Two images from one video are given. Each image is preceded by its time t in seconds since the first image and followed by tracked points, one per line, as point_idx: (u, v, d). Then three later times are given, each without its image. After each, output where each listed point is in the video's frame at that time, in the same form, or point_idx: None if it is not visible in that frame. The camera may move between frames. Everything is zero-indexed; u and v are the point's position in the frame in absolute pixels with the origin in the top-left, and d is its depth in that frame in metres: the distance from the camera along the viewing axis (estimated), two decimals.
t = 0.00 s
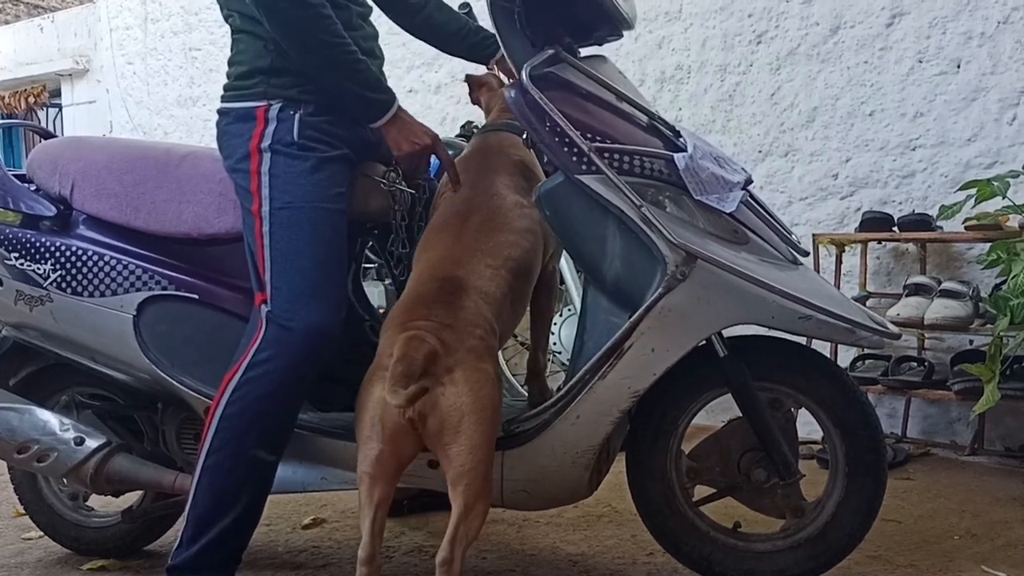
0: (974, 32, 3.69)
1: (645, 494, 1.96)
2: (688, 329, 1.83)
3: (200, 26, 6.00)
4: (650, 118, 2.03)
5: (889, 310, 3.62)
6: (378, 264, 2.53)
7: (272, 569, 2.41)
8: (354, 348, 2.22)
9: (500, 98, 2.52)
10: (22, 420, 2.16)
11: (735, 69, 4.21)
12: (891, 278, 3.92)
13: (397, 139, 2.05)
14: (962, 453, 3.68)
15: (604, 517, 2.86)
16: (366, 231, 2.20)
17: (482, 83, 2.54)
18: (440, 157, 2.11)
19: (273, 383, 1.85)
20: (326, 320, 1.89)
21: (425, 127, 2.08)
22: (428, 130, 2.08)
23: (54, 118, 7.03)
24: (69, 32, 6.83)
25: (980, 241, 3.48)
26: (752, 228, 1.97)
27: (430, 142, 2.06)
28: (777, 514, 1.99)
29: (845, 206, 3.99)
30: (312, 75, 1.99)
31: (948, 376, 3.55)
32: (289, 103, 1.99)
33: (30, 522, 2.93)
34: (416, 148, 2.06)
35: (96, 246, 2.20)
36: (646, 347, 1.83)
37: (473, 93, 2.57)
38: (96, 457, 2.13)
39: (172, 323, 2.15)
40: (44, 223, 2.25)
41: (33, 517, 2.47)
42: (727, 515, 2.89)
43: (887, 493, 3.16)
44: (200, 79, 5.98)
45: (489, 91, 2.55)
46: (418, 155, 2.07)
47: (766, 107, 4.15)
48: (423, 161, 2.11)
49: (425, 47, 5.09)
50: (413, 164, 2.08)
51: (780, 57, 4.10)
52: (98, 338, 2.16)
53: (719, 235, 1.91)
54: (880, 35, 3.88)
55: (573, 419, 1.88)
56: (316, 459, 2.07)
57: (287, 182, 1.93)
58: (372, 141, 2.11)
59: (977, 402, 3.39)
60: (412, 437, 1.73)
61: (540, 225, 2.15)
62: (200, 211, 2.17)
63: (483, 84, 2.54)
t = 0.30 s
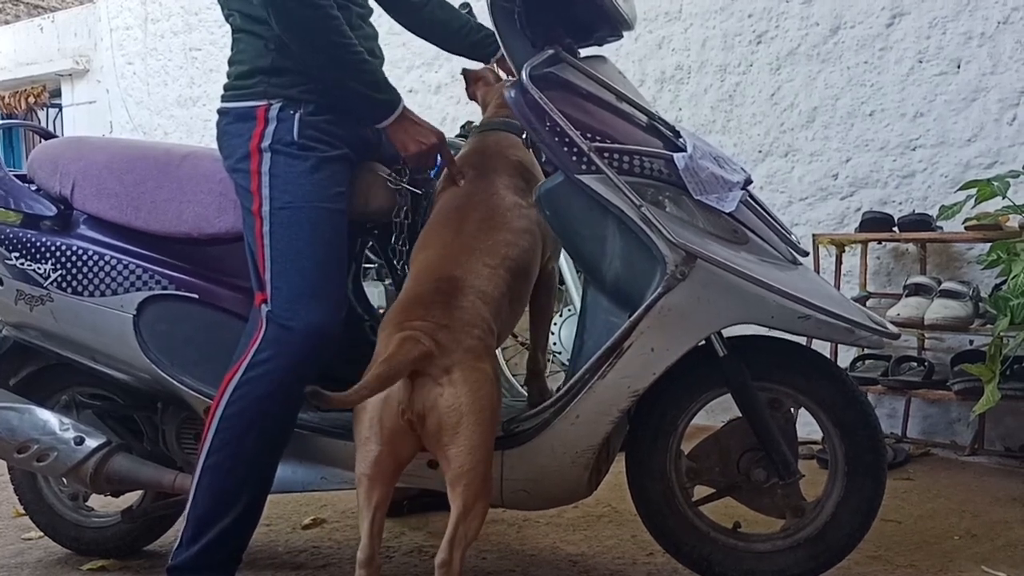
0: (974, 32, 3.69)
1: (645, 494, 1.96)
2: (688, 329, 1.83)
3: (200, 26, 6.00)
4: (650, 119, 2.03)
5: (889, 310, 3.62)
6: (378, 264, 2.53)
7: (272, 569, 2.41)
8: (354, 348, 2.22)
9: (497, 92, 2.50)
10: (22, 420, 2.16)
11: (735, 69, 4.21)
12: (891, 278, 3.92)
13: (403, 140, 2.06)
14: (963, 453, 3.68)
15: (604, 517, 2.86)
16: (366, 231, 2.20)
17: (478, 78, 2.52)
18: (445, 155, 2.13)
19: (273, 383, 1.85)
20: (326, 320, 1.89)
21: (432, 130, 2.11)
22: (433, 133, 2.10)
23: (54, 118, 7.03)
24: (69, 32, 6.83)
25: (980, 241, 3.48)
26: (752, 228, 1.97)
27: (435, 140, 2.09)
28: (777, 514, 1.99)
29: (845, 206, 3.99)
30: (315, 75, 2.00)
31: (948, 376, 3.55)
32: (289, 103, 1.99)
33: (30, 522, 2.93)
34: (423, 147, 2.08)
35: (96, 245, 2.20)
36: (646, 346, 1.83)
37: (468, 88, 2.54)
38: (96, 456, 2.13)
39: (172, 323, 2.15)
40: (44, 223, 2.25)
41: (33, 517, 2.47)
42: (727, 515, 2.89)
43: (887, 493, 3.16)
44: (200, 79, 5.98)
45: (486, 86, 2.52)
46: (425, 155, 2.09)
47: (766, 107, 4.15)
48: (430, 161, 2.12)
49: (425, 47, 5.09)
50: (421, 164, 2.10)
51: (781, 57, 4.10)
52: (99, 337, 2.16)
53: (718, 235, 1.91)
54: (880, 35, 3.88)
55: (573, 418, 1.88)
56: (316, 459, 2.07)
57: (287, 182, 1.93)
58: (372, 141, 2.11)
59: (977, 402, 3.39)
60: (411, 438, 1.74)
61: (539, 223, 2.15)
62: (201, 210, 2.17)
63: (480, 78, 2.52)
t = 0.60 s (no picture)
0: (974, 33, 3.70)
1: (645, 494, 1.96)
2: (688, 329, 1.83)
3: (200, 26, 6.00)
4: (650, 119, 2.03)
5: (889, 310, 3.62)
6: (379, 264, 2.53)
7: (272, 569, 2.41)
8: (354, 348, 2.22)
9: (499, 92, 2.49)
10: (22, 420, 2.16)
11: (735, 69, 4.21)
12: (891, 278, 3.92)
13: (403, 142, 2.05)
14: (963, 453, 3.68)
15: (604, 517, 2.86)
16: (366, 231, 2.20)
17: (480, 78, 2.52)
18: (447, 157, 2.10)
19: (274, 383, 1.85)
20: (326, 321, 1.89)
21: (434, 130, 2.09)
22: (434, 134, 2.07)
23: (54, 118, 7.02)
24: (69, 32, 6.83)
25: (980, 241, 3.48)
26: (752, 228, 1.97)
27: (437, 142, 2.07)
28: (777, 514, 1.99)
29: (845, 206, 3.99)
30: (318, 75, 2.00)
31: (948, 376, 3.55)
32: (289, 103, 1.99)
33: (30, 522, 2.93)
34: (424, 149, 2.06)
35: (97, 245, 2.20)
36: (646, 346, 1.83)
37: (470, 88, 2.54)
38: (96, 456, 2.13)
39: (173, 323, 2.15)
40: (44, 223, 2.25)
41: (33, 517, 2.47)
42: (727, 515, 2.89)
43: (887, 494, 3.16)
44: (200, 80, 5.98)
45: (489, 86, 2.52)
46: (427, 157, 2.07)
47: (767, 107, 4.15)
48: (433, 163, 2.10)
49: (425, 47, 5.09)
50: (423, 166, 2.08)
51: (781, 57, 4.10)
52: (99, 337, 2.16)
53: (718, 235, 1.91)
54: (880, 35, 3.88)
55: (573, 418, 1.88)
56: (316, 459, 2.07)
57: (288, 182, 1.93)
58: (373, 142, 2.11)
59: (977, 402, 3.39)
60: (417, 439, 1.73)
61: (542, 225, 2.16)
62: (201, 210, 2.17)
63: (482, 78, 2.52)
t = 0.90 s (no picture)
0: (974, 33, 3.70)
1: (645, 494, 1.96)
2: (688, 329, 1.83)
3: (200, 26, 6.00)
4: (650, 119, 2.03)
5: (889, 310, 3.62)
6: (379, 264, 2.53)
7: (272, 569, 2.42)
8: (354, 348, 2.22)
9: (496, 86, 2.49)
10: (22, 419, 2.16)
11: (735, 69, 4.21)
12: (891, 278, 3.92)
13: (398, 146, 2.05)
14: (963, 453, 3.68)
15: (605, 517, 2.86)
16: (366, 231, 2.20)
17: (476, 72, 2.51)
18: (443, 162, 2.10)
19: (275, 383, 1.85)
20: (327, 321, 1.89)
21: (431, 134, 2.09)
22: (432, 137, 2.08)
23: (54, 118, 7.02)
24: (69, 32, 6.83)
25: (980, 241, 3.48)
26: (752, 227, 1.98)
27: (432, 146, 2.07)
28: (777, 514, 1.99)
29: (845, 206, 4.00)
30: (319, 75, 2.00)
31: (948, 377, 3.55)
32: (290, 103, 1.99)
33: (30, 522, 2.93)
34: (419, 153, 2.06)
35: (98, 245, 2.20)
36: (647, 346, 1.83)
37: (467, 84, 2.54)
38: (97, 456, 2.13)
39: (174, 322, 2.15)
40: (45, 223, 2.25)
41: (33, 517, 2.47)
42: (727, 515, 2.89)
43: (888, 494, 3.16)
44: (200, 80, 5.98)
45: (485, 81, 2.51)
46: (421, 161, 2.07)
47: (767, 107, 4.15)
48: (428, 169, 2.10)
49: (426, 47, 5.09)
50: (417, 170, 2.08)
51: (781, 57, 4.10)
52: (101, 337, 2.16)
53: (719, 234, 1.91)
54: (880, 35, 3.89)
55: (573, 418, 1.88)
56: (317, 459, 2.07)
57: (289, 182, 1.93)
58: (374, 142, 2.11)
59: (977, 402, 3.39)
60: (417, 440, 1.73)
61: (540, 224, 2.16)
62: (202, 210, 2.17)
63: (479, 73, 2.51)
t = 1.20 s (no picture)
0: (974, 33, 3.70)
1: (645, 494, 1.96)
2: (688, 330, 1.83)
3: (200, 26, 6.00)
4: (650, 119, 2.03)
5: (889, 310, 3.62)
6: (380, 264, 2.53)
7: (272, 569, 2.42)
8: (354, 348, 2.22)
9: (493, 84, 2.47)
10: (22, 420, 2.16)
11: (735, 69, 4.21)
12: (891, 278, 3.92)
13: (410, 141, 2.06)
14: (963, 453, 3.68)
15: (605, 518, 2.86)
16: (366, 231, 2.20)
17: (472, 72, 2.49)
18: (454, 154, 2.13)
19: (274, 384, 1.85)
20: (326, 322, 1.89)
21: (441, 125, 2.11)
22: (442, 129, 2.10)
23: (54, 118, 7.02)
24: (69, 33, 6.83)
25: (980, 241, 3.48)
26: (752, 228, 1.97)
27: (443, 139, 2.09)
28: (777, 514, 1.99)
29: (845, 206, 3.99)
30: (317, 75, 2.00)
31: (949, 377, 3.55)
32: (289, 103, 1.99)
33: (30, 522, 2.93)
34: (431, 147, 2.08)
35: (97, 246, 2.20)
36: (647, 346, 1.83)
37: (462, 83, 2.51)
38: (96, 456, 2.13)
39: (173, 323, 2.15)
40: (44, 223, 2.25)
41: (34, 518, 2.47)
42: (727, 515, 2.89)
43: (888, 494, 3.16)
44: (200, 80, 5.98)
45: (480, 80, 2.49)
46: (434, 155, 2.08)
47: (767, 107, 4.15)
48: (438, 162, 2.12)
49: (426, 47, 5.09)
50: (430, 164, 2.10)
51: (781, 57, 4.10)
52: (99, 338, 2.16)
53: (719, 235, 1.91)
54: (880, 35, 3.88)
55: (573, 418, 1.88)
56: (316, 459, 2.07)
57: (288, 182, 1.93)
58: (373, 142, 2.11)
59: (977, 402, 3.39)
60: (415, 440, 1.73)
61: (541, 223, 2.16)
62: (201, 211, 2.17)
63: (474, 72, 2.49)
